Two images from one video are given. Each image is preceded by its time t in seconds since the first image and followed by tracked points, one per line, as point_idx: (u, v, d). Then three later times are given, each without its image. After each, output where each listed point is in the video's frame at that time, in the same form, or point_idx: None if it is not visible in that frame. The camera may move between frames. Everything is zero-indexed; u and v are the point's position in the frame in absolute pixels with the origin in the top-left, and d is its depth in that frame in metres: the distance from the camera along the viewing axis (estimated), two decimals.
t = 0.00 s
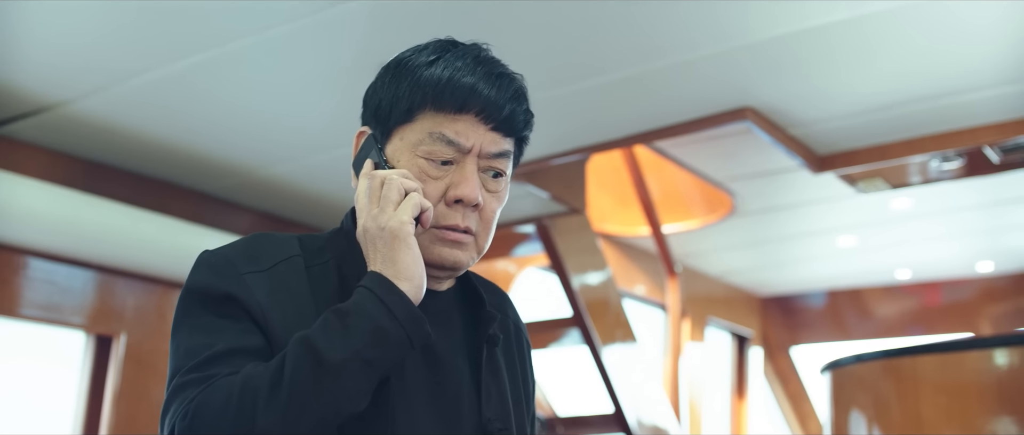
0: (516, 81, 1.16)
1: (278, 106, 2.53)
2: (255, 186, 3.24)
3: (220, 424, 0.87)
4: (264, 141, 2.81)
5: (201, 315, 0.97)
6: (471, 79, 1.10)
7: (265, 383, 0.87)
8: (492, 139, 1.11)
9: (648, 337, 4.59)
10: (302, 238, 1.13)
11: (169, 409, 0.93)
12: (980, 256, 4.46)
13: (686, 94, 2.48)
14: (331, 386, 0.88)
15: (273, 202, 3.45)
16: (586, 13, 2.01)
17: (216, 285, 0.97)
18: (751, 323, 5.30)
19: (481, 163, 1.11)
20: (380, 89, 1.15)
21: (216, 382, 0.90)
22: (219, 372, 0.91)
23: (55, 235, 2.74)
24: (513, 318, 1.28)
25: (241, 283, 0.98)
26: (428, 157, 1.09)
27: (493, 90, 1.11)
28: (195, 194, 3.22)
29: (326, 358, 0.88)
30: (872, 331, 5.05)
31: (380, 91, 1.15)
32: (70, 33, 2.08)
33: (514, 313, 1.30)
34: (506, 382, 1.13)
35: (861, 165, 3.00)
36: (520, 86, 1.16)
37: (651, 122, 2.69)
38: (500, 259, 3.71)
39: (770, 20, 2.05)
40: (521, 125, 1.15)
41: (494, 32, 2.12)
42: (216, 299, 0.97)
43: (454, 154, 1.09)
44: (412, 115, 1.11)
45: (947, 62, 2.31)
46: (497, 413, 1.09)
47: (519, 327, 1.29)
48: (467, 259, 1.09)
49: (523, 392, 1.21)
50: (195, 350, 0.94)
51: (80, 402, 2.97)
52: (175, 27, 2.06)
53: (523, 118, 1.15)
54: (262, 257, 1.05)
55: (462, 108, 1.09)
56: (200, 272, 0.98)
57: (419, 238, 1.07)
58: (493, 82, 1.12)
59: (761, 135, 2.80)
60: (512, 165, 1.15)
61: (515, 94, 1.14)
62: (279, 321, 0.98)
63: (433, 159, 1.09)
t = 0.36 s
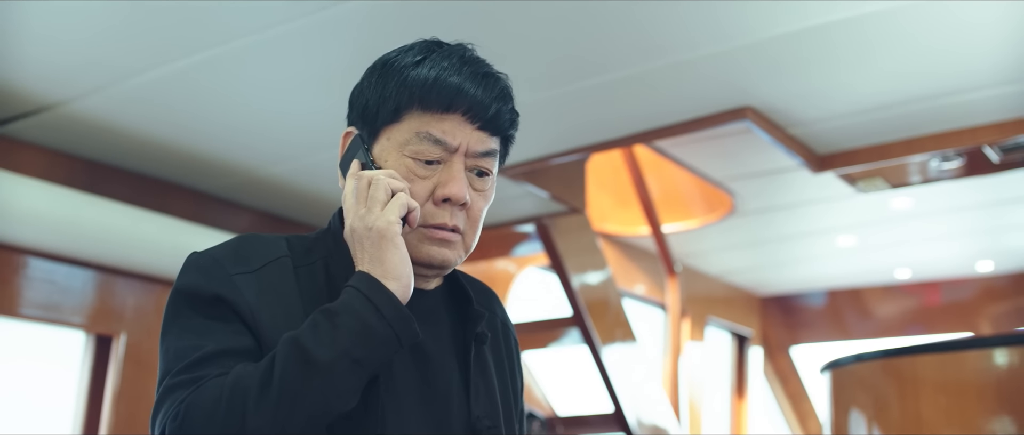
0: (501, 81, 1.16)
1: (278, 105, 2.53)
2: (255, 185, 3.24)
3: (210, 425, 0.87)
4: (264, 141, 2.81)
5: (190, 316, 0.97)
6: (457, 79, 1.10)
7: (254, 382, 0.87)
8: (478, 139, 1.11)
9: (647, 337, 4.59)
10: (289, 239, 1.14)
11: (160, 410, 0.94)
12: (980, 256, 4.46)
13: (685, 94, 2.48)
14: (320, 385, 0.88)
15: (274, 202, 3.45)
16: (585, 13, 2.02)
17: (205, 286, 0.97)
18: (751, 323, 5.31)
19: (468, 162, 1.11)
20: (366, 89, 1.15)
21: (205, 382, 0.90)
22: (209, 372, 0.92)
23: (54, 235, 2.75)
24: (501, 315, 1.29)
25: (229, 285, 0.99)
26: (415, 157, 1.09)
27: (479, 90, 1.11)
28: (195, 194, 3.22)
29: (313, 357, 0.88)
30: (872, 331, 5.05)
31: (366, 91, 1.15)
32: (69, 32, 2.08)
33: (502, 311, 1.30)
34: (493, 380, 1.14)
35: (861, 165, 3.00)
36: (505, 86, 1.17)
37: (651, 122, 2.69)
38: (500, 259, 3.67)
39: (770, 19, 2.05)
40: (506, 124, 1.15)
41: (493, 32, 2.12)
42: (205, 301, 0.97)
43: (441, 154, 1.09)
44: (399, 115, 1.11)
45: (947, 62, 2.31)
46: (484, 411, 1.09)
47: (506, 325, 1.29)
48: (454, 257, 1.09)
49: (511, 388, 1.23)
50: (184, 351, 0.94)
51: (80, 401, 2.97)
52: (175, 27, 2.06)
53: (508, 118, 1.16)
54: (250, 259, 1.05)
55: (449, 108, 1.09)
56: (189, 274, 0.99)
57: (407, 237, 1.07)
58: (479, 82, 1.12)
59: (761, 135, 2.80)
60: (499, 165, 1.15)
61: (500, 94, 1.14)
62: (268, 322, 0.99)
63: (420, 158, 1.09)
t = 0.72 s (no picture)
0: (509, 82, 1.16)
1: (278, 105, 2.53)
2: (255, 186, 3.24)
3: (218, 426, 0.87)
4: (265, 141, 2.81)
5: (197, 316, 0.97)
6: (465, 80, 1.10)
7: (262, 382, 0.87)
8: (486, 139, 1.11)
9: (648, 336, 4.59)
10: (296, 240, 1.14)
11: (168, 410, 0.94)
12: (980, 256, 4.46)
13: (686, 94, 2.48)
14: (328, 386, 0.88)
15: (274, 202, 3.45)
16: (586, 13, 2.02)
17: (212, 286, 0.97)
18: (751, 323, 5.31)
19: (475, 163, 1.11)
20: (374, 90, 1.15)
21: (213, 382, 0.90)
22: (217, 372, 0.92)
23: (54, 234, 2.75)
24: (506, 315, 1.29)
25: (236, 285, 0.99)
26: (423, 157, 1.09)
27: (486, 91, 1.11)
28: (196, 194, 3.22)
29: (322, 358, 0.88)
30: (872, 331, 5.05)
31: (374, 92, 1.15)
32: (70, 32, 2.08)
33: (508, 311, 1.30)
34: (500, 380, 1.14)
35: (861, 165, 3.00)
36: (513, 87, 1.17)
37: (651, 122, 2.69)
38: (500, 259, 3.71)
39: (769, 19, 2.05)
40: (514, 125, 1.15)
41: (494, 32, 2.12)
42: (212, 301, 0.97)
43: (449, 154, 1.09)
44: (407, 116, 1.11)
45: (947, 62, 2.31)
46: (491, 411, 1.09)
47: (513, 326, 1.29)
48: (462, 258, 1.09)
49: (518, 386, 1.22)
50: (192, 351, 0.94)
51: (80, 401, 2.97)
52: (175, 27, 2.06)
53: (516, 118, 1.16)
54: (257, 259, 1.05)
55: (457, 109, 1.09)
56: (196, 274, 0.99)
57: (415, 238, 1.07)
58: (487, 82, 1.12)
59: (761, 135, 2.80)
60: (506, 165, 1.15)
61: (508, 94, 1.14)
62: (276, 322, 0.99)
63: (428, 159, 1.09)
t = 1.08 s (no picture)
0: (520, 83, 1.16)
1: (279, 106, 2.53)
2: (255, 186, 3.24)
3: (231, 426, 0.86)
4: (265, 142, 2.81)
5: (209, 316, 0.96)
6: (477, 80, 1.10)
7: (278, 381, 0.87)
8: (498, 140, 1.11)
9: (648, 336, 4.59)
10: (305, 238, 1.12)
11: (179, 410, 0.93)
12: (980, 256, 4.46)
13: (686, 94, 2.48)
14: (345, 385, 0.88)
15: (274, 202, 3.45)
16: (586, 13, 2.02)
17: (223, 286, 0.96)
18: (751, 323, 5.31)
19: (486, 163, 1.11)
20: (385, 90, 1.15)
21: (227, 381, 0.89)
22: (231, 372, 0.91)
23: (55, 234, 2.75)
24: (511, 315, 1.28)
25: (247, 284, 0.98)
26: (435, 157, 1.09)
27: (498, 92, 1.12)
28: (195, 194, 3.22)
29: (339, 357, 0.88)
30: (872, 330, 5.05)
31: (385, 91, 1.15)
32: (70, 33, 2.08)
33: (512, 311, 1.30)
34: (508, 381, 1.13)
35: (861, 165, 3.00)
36: (524, 88, 1.17)
37: (651, 122, 2.69)
38: (500, 259, 3.73)
39: (769, 19, 2.05)
40: (525, 126, 1.15)
41: (494, 32, 2.12)
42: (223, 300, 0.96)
43: (462, 154, 1.09)
44: (420, 116, 1.11)
45: (947, 62, 2.31)
46: (501, 411, 1.09)
47: (517, 327, 1.28)
48: (473, 258, 1.09)
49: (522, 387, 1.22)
50: (204, 350, 0.94)
51: (80, 401, 2.97)
52: (175, 27, 2.06)
53: (527, 120, 1.16)
54: (267, 257, 1.04)
55: (469, 109, 1.09)
56: (206, 273, 0.98)
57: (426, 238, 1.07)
58: (498, 83, 1.12)
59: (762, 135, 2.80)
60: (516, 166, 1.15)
61: (519, 95, 1.14)
62: (288, 322, 0.98)
63: (440, 159, 1.09)
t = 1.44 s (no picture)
0: (523, 82, 1.16)
1: (279, 106, 2.53)
2: (254, 186, 3.23)
3: (233, 425, 0.86)
4: (264, 142, 2.81)
5: (213, 314, 0.96)
6: (481, 79, 1.10)
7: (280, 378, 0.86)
8: (501, 139, 1.11)
9: (648, 336, 4.59)
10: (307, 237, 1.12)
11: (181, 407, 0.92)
12: (980, 256, 4.46)
13: (686, 94, 2.48)
14: (349, 384, 0.87)
15: (273, 202, 3.45)
16: (585, 13, 2.02)
17: (228, 284, 0.96)
18: (751, 324, 5.31)
19: (490, 162, 1.11)
20: (388, 89, 1.15)
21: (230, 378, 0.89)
22: (234, 369, 0.91)
23: (55, 234, 2.75)
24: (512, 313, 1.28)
25: (251, 283, 0.97)
26: (439, 155, 1.09)
27: (502, 91, 1.11)
28: (195, 194, 3.21)
29: (343, 355, 0.87)
30: (872, 330, 5.05)
31: (389, 90, 1.15)
32: (69, 33, 2.08)
33: (514, 310, 1.30)
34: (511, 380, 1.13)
35: (861, 165, 3.00)
36: (528, 87, 1.16)
37: (650, 122, 2.69)
38: (501, 259, 3.75)
39: (770, 19, 2.05)
40: (529, 124, 1.15)
41: (494, 32, 2.12)
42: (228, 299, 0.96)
43: (466, 153, 1.09)
44: (424, 115, 1.10)
45: (947, 62, 2.31)
46: (505, 411, 1.09)
47: (519, 326, 1.29)
48: (477, 257, 1.09)
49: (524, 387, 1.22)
50: (208, 349, 0.93)
51: (80, 401, 2.97)
52: (175, 28, 2.06)
53: (530, 118, 1.15)
54: (271, 256, 1.03)
55: (473, 108, 1.09)
56: (210, 272, 0.98)
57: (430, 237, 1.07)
58: (502, 82, 1.12)
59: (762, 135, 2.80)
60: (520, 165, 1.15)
61: (523, 94, 1.14)
62: (292, 321, 0.98)
63: (444, 157, 1.09)
